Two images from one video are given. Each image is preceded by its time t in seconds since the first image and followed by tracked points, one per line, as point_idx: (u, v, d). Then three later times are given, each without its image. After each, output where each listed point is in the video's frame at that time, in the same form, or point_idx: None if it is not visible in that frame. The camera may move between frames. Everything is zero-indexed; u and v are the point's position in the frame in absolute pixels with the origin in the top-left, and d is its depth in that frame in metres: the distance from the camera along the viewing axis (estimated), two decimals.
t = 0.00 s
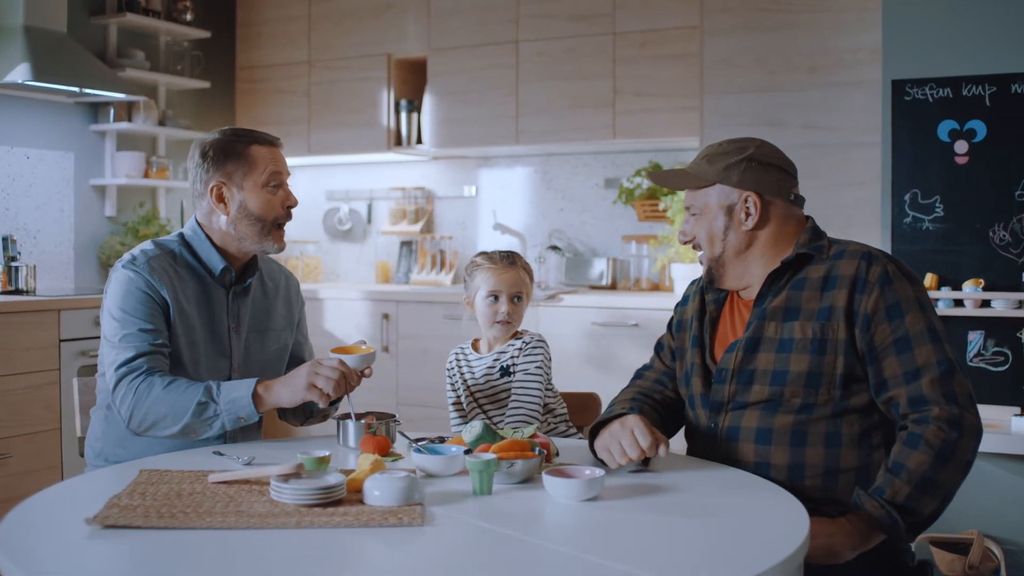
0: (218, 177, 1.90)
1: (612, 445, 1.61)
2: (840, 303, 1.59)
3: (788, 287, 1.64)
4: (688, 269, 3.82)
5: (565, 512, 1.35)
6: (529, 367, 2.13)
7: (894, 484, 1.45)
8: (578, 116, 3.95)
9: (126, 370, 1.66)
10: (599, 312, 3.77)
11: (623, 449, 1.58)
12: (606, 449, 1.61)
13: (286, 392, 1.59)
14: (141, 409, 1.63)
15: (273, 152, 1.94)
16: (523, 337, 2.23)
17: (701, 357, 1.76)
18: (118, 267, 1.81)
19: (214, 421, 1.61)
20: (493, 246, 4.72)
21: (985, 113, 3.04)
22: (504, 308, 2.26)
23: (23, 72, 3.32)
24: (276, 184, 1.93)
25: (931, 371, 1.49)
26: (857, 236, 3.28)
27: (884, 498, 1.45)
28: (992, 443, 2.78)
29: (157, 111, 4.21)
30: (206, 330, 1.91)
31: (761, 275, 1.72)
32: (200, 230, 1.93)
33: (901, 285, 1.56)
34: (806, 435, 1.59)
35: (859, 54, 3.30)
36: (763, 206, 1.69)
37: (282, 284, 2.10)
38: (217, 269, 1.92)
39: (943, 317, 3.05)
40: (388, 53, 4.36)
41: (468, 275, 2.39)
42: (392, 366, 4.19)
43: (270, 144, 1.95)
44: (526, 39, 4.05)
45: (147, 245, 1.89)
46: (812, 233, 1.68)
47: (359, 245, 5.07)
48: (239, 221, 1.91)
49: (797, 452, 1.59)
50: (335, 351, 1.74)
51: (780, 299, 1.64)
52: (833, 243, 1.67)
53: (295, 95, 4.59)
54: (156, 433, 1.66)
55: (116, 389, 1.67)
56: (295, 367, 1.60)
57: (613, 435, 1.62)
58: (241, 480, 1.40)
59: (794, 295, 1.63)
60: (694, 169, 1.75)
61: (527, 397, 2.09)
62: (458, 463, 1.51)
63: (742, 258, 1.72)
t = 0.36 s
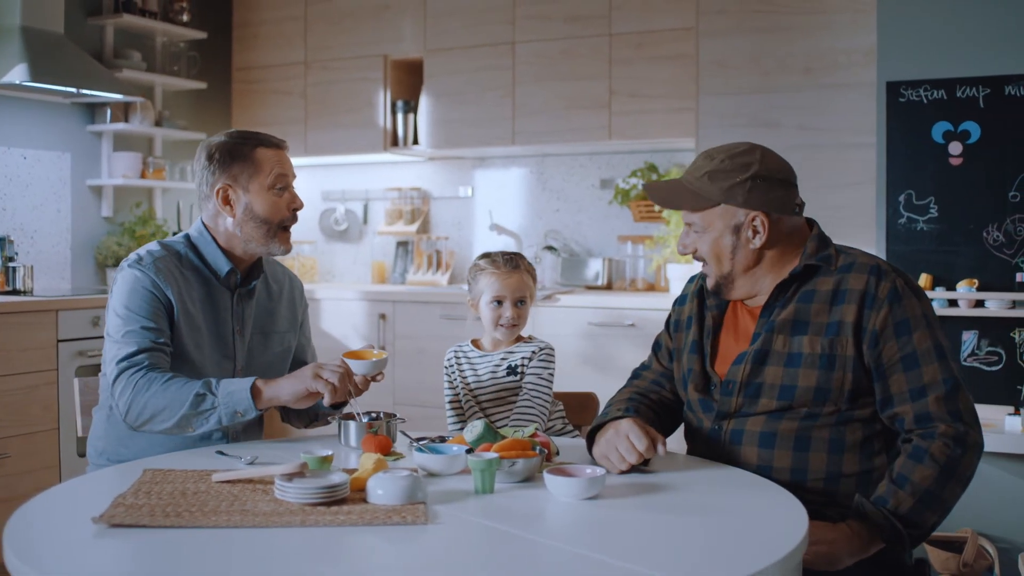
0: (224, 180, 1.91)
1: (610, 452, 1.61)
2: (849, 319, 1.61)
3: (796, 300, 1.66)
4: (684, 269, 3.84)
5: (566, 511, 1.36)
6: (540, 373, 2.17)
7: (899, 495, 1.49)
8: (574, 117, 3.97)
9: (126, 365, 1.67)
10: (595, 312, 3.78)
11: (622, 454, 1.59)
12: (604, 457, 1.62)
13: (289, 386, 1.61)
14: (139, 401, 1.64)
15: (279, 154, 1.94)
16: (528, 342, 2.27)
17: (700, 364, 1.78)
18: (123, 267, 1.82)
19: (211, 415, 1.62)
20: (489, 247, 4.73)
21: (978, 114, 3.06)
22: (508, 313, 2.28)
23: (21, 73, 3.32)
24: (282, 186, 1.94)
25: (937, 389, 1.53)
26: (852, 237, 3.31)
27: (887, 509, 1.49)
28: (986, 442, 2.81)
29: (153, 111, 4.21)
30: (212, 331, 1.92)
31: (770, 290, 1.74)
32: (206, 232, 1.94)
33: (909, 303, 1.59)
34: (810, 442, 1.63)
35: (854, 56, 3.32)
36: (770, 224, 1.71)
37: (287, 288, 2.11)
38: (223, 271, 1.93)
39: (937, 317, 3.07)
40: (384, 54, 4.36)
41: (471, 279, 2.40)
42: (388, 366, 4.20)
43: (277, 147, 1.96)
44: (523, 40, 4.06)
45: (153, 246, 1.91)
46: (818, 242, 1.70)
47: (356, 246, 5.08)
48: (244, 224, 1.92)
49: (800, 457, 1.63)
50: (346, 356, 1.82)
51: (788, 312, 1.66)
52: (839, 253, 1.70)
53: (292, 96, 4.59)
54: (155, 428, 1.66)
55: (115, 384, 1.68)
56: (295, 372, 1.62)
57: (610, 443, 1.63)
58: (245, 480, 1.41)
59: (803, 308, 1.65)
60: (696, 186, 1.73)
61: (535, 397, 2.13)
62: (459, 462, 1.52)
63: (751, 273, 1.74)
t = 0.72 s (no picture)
0: (226, 187, 1.90)
1: (609, 451, 1.62)
2: (845, 315, 1.63)
3: (793, 296, 1.68)
4: (680, 270, 3.86)
5: (568, 509, 1.37)
6: (549, 376, 2.19)
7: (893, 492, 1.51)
8: (571, 118, 3.98)
9: (129, 370, 1.68)
10: (592, 312, 3.80)
11: (620, 453, 1.60)
12: (603, 456, 1.63)
13: (284, 400, 1.61)
14: (142, 410, 1.64)
15: (287, 174, 1.91)
16: (537, 345, 2.29)
17: (699, 362, 1.79)
18: (125, 268, 1.83)
19: (213, 425, 1.63)
20: (485, 247, 4.74)
21: (973, 116, 3.08)
22: (504, 313, 2.31)
23: (18, 74, 3.31)
24: (283, 206, 1.91)
25: (931, 386, 1.54)
26: (848, 237, 3.33)
27: (884, 506, 1.50)
28: (981, 441, 2.83)
29: (150, 112, 4.21)
30: (212, 334, 1.93)
31: (766, 288, 1.76)
32: (207, 234, 1.95)
33: (905, 299, 1.61)
34: (806, 437, 1.64)
35: (849, 57, 3.34)
36: (766, 222, 1.72)
37: (287, 290, 2.12)
38: (224, 274, 1.94)
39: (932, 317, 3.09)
40: (381, 55, 4.37)
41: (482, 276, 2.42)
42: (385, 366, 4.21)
43: (288, 165, 1.92)
44: (519, 41, 4.07)
45: (155, 246, 1.91)
46: (815, 242, 1.72)
47: (352, 246, 5.09)
48: (238, 235, 1.91)
49: (797, 453, 1.64)
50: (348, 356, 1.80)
51: (786, 308, 1.68)
52: (837, 253, 1.72)
53: (288, 96, 4.60)
54: (157, 434, 1.67)
55: (118, 391, 1.68)
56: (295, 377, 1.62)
57: (609, 442, 1.64)
58: (249, 479, 1.42)
59: (800, 304, 1.67)
60: (693, 188, 1.75)
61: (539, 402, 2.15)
62: (461, 461, 1.53)
63: (748, 272, 1.76)
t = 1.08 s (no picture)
0: (231, 197, 1.84)
1: (609, 450, 1.64)
2: (842, 314, 1.65)
3: (790, 296, 1.70)
4: (675, 270, 3.87)
5: (570, 507, 1.39)
6: (540, 376, 2.20)
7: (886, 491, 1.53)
8: (566, 119, 3.99)
9: (128, 365, 1.68)
10: (587, 312, 3.81)
11: (620, 451, 1.61)
12: (603, 456, 1.64)
13: (283, 392, 1.60)
14: (141, 404, 1.64)
15: (292, 198, 1.81)
16: (532, 344, 2.29)
17: (697, 362, 1.81)
18: (128, 267, 1.84)
19: (212, 420, 1.63)
20: (480, 248, 4.75)
21: (966, 117, 3.11)
22: (497, 309, 2.32)
23: (15, 75, 3.31)
24: (282, 228, 1.83)
25: (927, 387, 1.56)
26: (842, 238, 3.35)
27: (881, 506, 1.52)
28: (975, 440, 2.85)
29: (147, 112, 4.22)
30: (212, 335, 1.94)
31: (765, 288, 1.78)
32: (213, 237, 1.94)
33: (901, 300, 1.62)
34: (803, 436, 1.66)
35: (844, 59, 3.36)
36: (765, 223, 1.74)
37: (289, 294, 2.13)
38: (224, 277, 1.94)
39: (926, 317, 3.11)
40: (377, 55, 4.38)
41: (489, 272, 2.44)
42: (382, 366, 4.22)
43: (297, 187, 1.83)
44: (515, 42, 4.09)
45: (158, 247, 1.92)
46: (812, 242, 1.74)
47: (348, 246, 5.09)
48: (235, 247, 1.86)
49: (794, 452, 1.66)
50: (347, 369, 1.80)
51: (783, 307, 1.70)
52: (833, 252, 1.73)
53: (284, 97, 4.61)
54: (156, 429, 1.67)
55: (117, 385, 1.69)
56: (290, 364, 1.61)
57: (609, 442, 1.66)
58: (252, 478, 1.43)
59: (796, 304, 1.69)
60: (692, 187, 1.77)
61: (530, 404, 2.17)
62: (463, 460, 1.55)
63: (746, 273, 1.77)
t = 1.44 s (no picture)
0: (234, 202, 1.85)
1: (609, 450, 1.65)
2: (839, 316, 1.67)
3: (787, 298, 1.72)
4: (670, 271, 3.89)
5: (570, 506, 1.40)
6: (534, 377, 2.21)
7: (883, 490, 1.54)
8: (562, 120, 4.01)
9: (131, 346, 1.69)
10: (583, 313, 3.83)
11: (621, 451, 1.63)
12: (603, 455, 1.65)
13: (285, 344, 1.63)
14: (143, 381, 1.65)
15: (295, 203, 1.83)
16: (525, 344, 2.30)
17: (695, 364, 1.82)
18: (130, 261, 1.86)
19: (216, 383, 1.65)
20: (476, 248, 4.76)
21: (960, 119, 3.13)
22: (489, 308, 2.33)
23: (13, 76, 3.31)
24: (286, 233, 1.84)
25: (923, 388, 1.58)
26: (837, 239, 3.37)
27: (879, 505, 1.53)
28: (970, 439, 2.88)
29: (143, 113, 4.22)
30: (212, 331, 1.95)
31: (760, 288, 1.79)
32: (213, 237, 1.95)
33: (897, 302, 1.64)
34: (801, 437, 1.67)
35: (838, 61, 3.38)
36: (762, 223, 1.76)
37: (291, 296, 2.14)
38: (224, 276, 1.95)
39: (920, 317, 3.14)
40: (373, 56, 4.39)
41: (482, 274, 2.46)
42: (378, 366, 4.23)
43: (300, 192, 1.84)
44: (511, 44, 4.10)
45: (160, 244, 1.94)
46: (809, 244, 1.76)
47: (344, 247, 5.10)
48: (238, 251, 1.86)
49: (792, 453, 1.67)
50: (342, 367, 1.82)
51: (780, 309, 1.71)
52: (829, 255, 1.75)
53: (280, 98, 4.61)
54: (157, 407, 1.67)
55: (118, 367, 1.69)
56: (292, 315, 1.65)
57: (609, 442, 1.67)
58: (255, 477, 1.44)
59: (794, 306, 1.70)
60: (693, 183, 1.79)
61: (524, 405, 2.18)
62: (464, 460, 1.56)
63: (741, 271, 1.79)
